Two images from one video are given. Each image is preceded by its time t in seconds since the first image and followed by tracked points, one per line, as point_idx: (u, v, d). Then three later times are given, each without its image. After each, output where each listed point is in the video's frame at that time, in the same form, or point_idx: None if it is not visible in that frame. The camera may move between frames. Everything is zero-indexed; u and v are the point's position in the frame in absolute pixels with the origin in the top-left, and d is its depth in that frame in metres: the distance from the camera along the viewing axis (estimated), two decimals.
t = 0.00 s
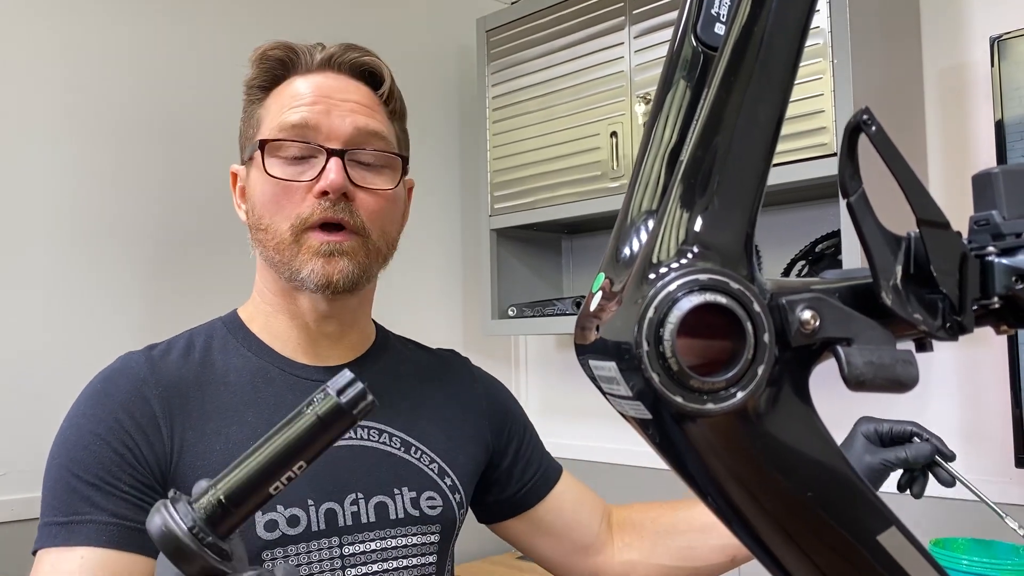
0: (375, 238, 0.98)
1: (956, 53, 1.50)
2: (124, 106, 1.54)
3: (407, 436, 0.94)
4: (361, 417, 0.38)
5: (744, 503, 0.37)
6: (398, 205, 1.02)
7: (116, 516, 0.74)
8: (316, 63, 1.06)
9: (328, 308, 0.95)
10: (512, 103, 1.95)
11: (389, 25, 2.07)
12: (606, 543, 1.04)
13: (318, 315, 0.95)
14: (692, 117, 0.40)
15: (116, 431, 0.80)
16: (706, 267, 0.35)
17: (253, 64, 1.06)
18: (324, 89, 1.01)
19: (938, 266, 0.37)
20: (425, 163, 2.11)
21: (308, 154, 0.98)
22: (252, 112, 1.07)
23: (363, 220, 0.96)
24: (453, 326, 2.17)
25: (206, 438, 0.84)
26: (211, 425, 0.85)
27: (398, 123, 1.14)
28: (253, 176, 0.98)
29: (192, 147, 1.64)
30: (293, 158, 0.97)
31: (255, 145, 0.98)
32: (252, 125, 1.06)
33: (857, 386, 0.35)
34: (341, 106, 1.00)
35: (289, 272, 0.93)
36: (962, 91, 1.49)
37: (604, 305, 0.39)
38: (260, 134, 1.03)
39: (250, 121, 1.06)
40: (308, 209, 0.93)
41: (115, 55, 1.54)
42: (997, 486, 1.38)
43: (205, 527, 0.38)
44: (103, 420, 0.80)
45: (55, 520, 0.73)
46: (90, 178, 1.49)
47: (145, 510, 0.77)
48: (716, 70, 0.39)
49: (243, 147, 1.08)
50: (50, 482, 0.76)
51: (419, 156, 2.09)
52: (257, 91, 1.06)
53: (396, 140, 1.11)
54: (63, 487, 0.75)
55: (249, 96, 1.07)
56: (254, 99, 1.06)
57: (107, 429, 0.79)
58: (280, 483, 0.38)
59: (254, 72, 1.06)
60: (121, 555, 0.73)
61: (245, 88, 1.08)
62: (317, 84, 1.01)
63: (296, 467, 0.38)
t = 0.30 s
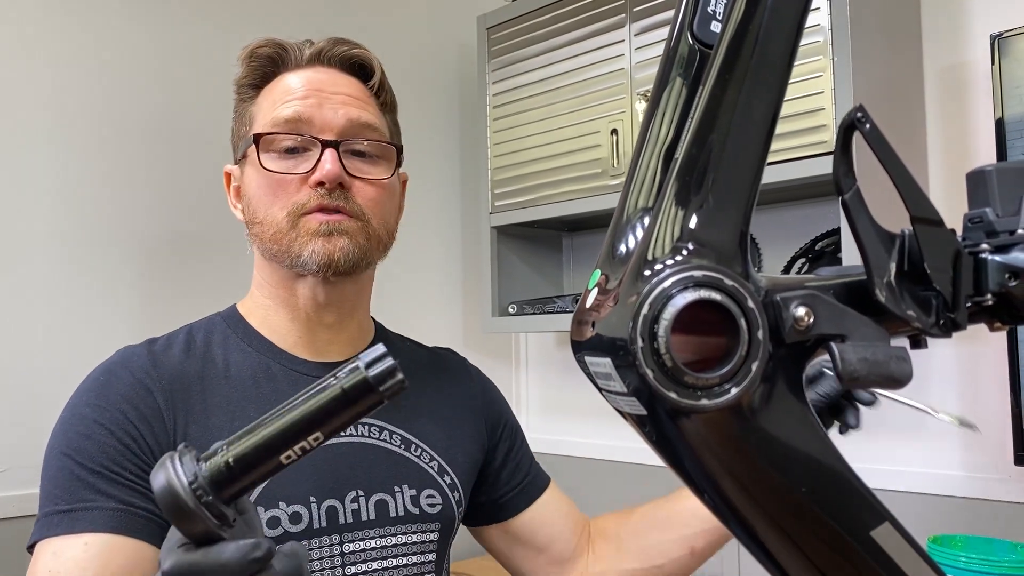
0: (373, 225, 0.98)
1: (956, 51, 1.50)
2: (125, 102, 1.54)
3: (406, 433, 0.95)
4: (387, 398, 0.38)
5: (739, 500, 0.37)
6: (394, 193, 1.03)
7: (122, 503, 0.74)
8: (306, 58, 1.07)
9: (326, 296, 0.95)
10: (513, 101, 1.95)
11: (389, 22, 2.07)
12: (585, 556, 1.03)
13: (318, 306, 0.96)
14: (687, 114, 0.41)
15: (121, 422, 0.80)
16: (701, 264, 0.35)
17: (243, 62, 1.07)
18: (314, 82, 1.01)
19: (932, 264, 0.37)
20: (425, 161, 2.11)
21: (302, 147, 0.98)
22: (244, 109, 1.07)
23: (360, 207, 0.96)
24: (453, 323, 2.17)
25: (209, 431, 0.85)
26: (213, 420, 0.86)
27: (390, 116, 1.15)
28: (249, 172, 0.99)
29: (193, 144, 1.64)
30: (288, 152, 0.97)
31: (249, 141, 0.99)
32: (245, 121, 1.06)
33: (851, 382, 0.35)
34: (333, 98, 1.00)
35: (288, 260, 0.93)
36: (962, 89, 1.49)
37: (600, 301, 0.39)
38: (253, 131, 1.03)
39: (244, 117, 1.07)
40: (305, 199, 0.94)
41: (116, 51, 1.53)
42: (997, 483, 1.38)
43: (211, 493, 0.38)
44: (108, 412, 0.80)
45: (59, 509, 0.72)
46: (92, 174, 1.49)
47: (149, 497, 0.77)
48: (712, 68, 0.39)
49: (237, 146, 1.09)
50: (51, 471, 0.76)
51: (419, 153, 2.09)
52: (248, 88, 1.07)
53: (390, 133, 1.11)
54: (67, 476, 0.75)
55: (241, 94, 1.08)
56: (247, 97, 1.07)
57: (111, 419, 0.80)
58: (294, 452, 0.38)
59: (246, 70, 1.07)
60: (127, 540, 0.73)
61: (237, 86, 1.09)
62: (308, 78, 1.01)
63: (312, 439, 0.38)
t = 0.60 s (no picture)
0: (378, 229, 0.99)
1: (957, 50, 1.50)
2: (127, 100, 1.55)
3: (396, 429, 0.97)
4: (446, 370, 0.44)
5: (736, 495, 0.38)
6: (397, 199, 1.04)
7: (117, 494, 0.76)
8: (319, 58, 1.08)
9: (323, 296, 0.96)
10: (514, 99, 1.96)
11: (391, 21, 2.07)
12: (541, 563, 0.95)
13: (315, 305, 0.96)
14: (685, 113, 0.41)
15: (115, 416, 0.81)
16: (698, 261, 0.36)
17: (254, 56, 1.07)
18: (327, 83, 1.01)
19: (926, 262, 0.38)
20: (427, 159, 2.12)
21: (313, 147, 0.98)
22: (250, 102, 1.07)
23: (367, 211, 0.97)
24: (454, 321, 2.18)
25: (200, 425, 0.87)
26: (205, 414, 0.87)
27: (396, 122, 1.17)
28: (255, 165, 0.98)
29: (195, 142, 1.65)
30: (299, 150, 0.98)
31: (258, 137, 0.98)
32: (251, 114, 1.06)
33: (846, 378, 0.36)
34: (346, 100, 1.01)
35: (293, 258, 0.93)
36: (963, 88, 1.49)
37: (600, 297, 0.39)
38: (260, 125, 1.03)
39: (250, 111, 1.07)
40: (315, 199, 0.95)
41: (119, 49, 1.54)
42: (996, 481, 1.39)
43: (271, 395, 0.44)
44: (102, 406, 0.82)
45: (53, 502, 0.74)
46: (94, 172, 1.50)
47: (141, 489, 0.79)
48: (710, 67, 0.40)
49: (240, 137, 1.09)
50: (47, 466, 0.77)
51: (420, 152, 2.10)
52: (256, 82, 1.07)
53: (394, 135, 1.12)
54: (62, 469, 0.76)
55: (249, 87, 1.08)
56: (253, 91, 1.07)
57: (105, 413, 0.81)
58: (347, 381, 0.44)
59: (257, 62, 1.07)
60: (126, 531, 0.74)
61: (245, 79, 1.09)
62: (320, 78, 1.02)
63: (366, 377, 0.44)
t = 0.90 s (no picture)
0: (374, 227, 1.00)
1: (958, 50, 1.50)
2: (130, 100, 1.56)
3: (388, 429, 0.99)
4: (431, 369, 0.48)
5: (735, 494, 0.38)
6: (394, 198, 1.05)
7: (105, 491, 0.77)
8: (315, 58, 1.08)
9: (319, 294, 0.97)
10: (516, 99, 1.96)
11: (393, 21, 2.08)
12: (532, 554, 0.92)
13: (310, 303, 0.98)
14: (684, 118, 0.42)
15: (108, 414, 0.83)
16: (697, 264, 0.37)
17: (252, 57, 1.08)
18: (323, 83, 1.02)
19: (920, 264, 0.38)
20: (429, 159, 2.12)
21: (308, 146, 0.99)
22: (247, 102, 1.08)
23: (362, 210, 0.98)
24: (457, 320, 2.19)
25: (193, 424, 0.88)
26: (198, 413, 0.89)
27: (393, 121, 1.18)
28: (252, 165, 0.99)
29: (199, 143, 1.66)
30: (295, 150, 0.98)
31: (253, 137, 0.99)
32: (248, 115, 1.07)
33: (842, 379, 0.36)
34: (342, 100, 1.02)
35: (287, 257, 0.94)
36: (964, 88, 1.49)
37: (602, 298, 0.40)
38: (257, 126, 1.04)
39: (247, 111, 1.08)
40: (310, 198, 0.95)
41: (122, 50, 1.55)
42: (996, 480, 1.39)
43: (264, 372, 0.48)
44: (95, 404, 0.84)
45: (42, 497, 0.75)
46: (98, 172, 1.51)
47: (130, 486, 0.80)
48: (708, 72, 0.41)
49: (237, 137, 1.10)
50: (40, 460, 0.79)
51: (423, 152, 2.11)
52: (253, 82, 1.08)
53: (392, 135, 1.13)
54: (52, 465, 0.78)
55: (246, 87, 1.09)
56: (252, 91, 1.08)
57: (97, 411, 0.83)
58: (336, 368, 0.47)
59: (254, 64, 1.08)
60: (112, 526, 0.75)
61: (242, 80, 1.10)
62: (316, 78, 1.03)
63: (354, 367, 0.47)
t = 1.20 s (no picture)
0: (374, 230, 1.01)
1: (959, 51, 1.51)
2: (133, 101, 1.57)
3: (388, 429, 1.00)
4: (427, 381, 0.49)
5: (732, 494, 0.39)
6: (394, 200, 1.05)
7: (106, 491, 0.78)
8: (318, 61, 1.09)
9: (319, 294, 0.97)
10: (518, 99, 1.97)
11: (395, 22, 2.09)
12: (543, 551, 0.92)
13: (313, 305, 0.98)
14: (682, 123, 0.42)
15: (108, 415, 0.84)
16: (695, 269, 0.37)
17: (255, 59, 1.09)
18: (326, 86, 1.03)
19: (915, 268, 0.39)
20: (431, 159, 2.13)
21: (310, 148, 0.99)
22: (250, 105, 1.09)
23: (363, 213, 0.99)
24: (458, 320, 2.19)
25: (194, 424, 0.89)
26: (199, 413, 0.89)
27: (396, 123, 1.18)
28: (254, 167, 1.00)
29: (201, 144, 1.66)
30: (297, 153, 0.99)
31: (255, 139, 0.99)
32: (251, 117, 1.08)
33: (838, 381, 0.37)
34: (344, 104, 1.02)
35: (287, 259, 0.95)
36: (965, 89, 1.50)
37: (601, 300, 0.40)
38: (259, 128, 1.05)
39: (250, 112, 1.08)
40: (311, 200, 0.96)
41: (126, 51, 1.56)
42: (997, 480, 1.40)
43: (260, 381, 0.48)
44: (96, 405, 0.84)
45: (45, 496, 0.76)
46: (101, 173, 1.51)
47: (131, 486, 0.81)
48: (706, 77, 0.41)
49: (240, 139, 1.11)
50: (42, 461, 0.80)
51: (425, 152, 2.11)
52: (256, 85, 1.08)
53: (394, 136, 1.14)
54: (54, 465, 0.79)
55: (248, 89, 1.09)
56: (254, 93, 1.08)
57: (98, 411, 0.84)
58: (331, 378, 0.48)
59: (257, 67, 1.09)
60: (112, 526, 0.76)
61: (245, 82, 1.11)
62: (319, 81, 1.03)
63: (349, 376, 0.48)
